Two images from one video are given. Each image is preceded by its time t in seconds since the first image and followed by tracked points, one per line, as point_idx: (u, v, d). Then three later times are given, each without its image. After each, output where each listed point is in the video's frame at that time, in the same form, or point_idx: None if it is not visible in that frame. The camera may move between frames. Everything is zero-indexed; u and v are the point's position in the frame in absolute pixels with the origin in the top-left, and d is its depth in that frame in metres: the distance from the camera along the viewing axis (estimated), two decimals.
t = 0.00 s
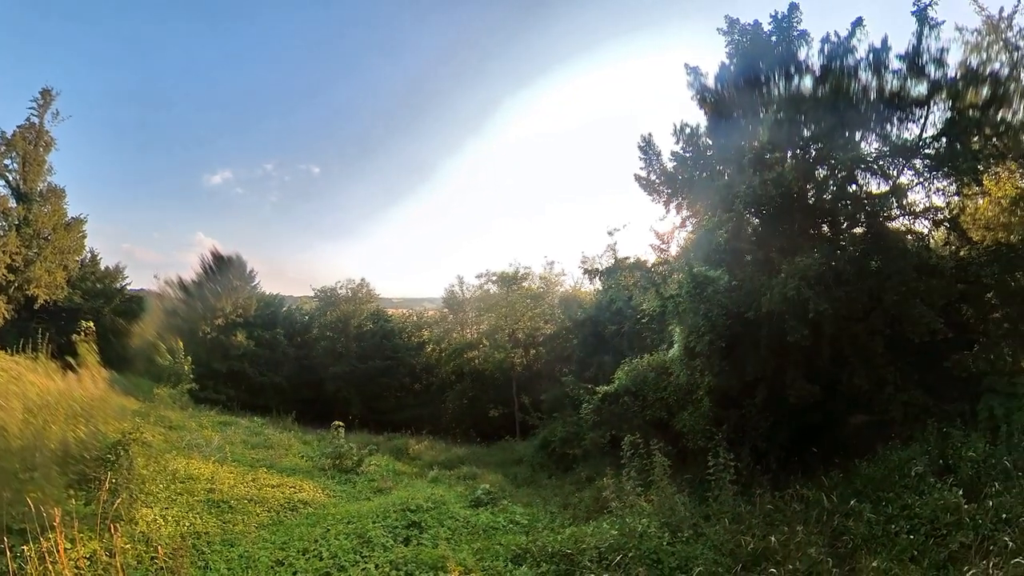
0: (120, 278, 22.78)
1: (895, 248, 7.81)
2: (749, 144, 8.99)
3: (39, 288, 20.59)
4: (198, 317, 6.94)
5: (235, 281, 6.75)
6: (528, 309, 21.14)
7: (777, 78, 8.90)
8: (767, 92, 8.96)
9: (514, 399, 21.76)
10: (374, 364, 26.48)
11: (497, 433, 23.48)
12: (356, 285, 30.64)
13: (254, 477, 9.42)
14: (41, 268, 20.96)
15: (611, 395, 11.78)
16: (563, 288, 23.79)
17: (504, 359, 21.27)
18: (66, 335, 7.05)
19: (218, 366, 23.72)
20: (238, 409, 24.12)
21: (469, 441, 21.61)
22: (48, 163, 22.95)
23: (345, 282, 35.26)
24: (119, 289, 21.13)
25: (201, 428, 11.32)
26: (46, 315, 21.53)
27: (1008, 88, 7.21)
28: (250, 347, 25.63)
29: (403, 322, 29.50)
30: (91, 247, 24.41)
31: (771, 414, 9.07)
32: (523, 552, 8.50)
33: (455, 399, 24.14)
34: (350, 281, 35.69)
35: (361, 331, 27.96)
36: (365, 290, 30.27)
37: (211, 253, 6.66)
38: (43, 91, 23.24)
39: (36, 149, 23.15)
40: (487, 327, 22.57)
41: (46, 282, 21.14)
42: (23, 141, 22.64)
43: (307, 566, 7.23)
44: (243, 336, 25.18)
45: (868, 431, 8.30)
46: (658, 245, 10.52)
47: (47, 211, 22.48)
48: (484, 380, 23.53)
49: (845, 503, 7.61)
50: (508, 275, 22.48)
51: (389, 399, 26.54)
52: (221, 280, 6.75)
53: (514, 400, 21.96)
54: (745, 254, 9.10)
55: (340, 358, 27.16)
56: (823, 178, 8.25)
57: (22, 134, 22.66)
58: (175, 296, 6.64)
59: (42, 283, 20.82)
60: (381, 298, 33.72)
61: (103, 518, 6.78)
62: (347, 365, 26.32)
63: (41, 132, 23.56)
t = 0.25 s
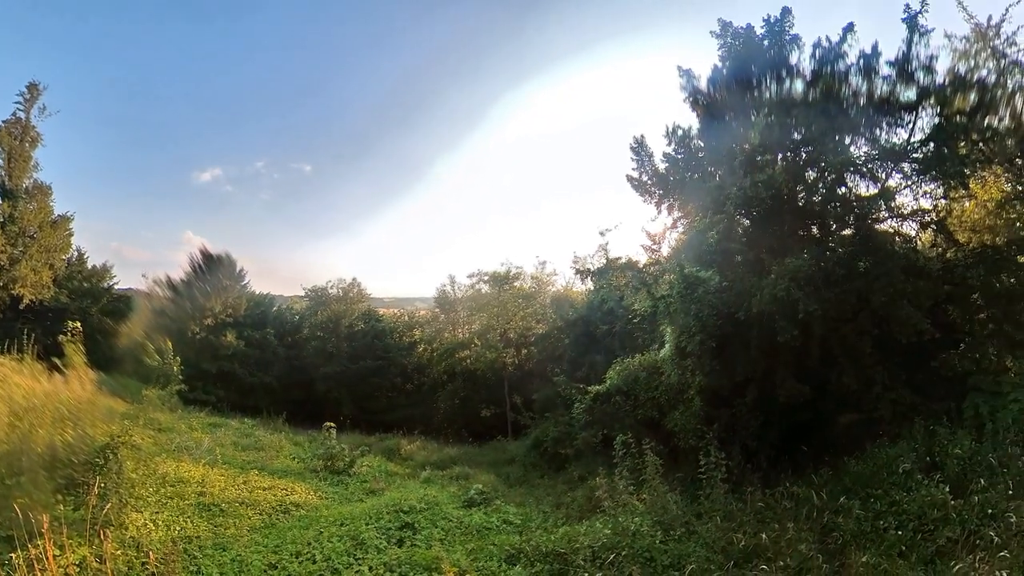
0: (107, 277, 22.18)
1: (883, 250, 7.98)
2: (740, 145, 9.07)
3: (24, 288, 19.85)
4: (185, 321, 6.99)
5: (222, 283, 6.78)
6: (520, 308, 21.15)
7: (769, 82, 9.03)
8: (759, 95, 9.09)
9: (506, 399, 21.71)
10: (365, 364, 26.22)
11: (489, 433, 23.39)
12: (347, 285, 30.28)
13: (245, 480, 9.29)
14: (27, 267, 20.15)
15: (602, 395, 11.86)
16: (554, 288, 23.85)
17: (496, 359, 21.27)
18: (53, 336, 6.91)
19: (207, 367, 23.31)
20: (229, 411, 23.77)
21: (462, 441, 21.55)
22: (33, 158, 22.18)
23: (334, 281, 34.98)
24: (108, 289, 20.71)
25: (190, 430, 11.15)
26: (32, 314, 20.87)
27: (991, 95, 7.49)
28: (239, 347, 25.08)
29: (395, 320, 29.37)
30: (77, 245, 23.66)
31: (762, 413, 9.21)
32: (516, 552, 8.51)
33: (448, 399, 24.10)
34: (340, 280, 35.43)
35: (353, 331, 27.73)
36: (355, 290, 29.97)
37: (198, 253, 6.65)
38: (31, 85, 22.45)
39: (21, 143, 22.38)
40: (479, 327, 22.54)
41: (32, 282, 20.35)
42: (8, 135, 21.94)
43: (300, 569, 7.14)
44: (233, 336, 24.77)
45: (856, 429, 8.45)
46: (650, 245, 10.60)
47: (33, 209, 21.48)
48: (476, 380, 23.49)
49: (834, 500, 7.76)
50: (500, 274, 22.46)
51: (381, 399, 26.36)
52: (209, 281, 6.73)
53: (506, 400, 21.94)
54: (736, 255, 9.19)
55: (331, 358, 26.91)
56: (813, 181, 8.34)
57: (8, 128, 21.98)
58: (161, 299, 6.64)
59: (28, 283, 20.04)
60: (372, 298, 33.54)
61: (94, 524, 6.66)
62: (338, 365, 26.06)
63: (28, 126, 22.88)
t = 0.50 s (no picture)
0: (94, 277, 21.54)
1: (871, 251, 8.12)
2: (731, 147, 9.20)
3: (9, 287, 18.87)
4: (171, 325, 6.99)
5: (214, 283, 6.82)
6: (511, 308, 21.13)
7: (761, 84, 9.17)
8: (751, 98, 9.22)
9: (498, 399, 21.65)
10: (356, 364, 25.89)
11: (481, 433, 23.28)
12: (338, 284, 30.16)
13: (236, 482, 9.16)
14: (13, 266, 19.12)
15: (594, 395, 11.94)
16: (546, 288, 23.89)
17: (488, 359, 21.24)
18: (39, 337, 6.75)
19: (196, 367, 22.98)
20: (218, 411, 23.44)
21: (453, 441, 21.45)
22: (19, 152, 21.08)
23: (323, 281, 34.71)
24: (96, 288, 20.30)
25: (178, 432, 10.96)
26: (16, 314, 20.29)
27: (978, 102, 7.92)
28: (229, 348, 24.60)
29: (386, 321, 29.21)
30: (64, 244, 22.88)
31: (752, 411, 9.35)
32: (511, 552, 8.51)
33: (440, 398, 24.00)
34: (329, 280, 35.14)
35: (343, 330, 27.44)
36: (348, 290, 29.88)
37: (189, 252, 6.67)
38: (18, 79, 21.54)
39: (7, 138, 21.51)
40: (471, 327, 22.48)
41: (16, 281, 19.31)
42: None
43: (292, 572, 7.00)
44: (224, 336, 24.41)
45: (845, 428, 8.56)
46: (641, 245, 10.68)
47: (17, 205, 19.98)
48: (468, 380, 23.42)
49: (824, 497, 7.90)
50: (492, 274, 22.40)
51: (373, 398, 26.06)
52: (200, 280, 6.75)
53: (498, 400, 21.88)
54: (727, 255, 9.25)
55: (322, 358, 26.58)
56: (803, 182, 8.45)
57: None
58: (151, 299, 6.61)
59: (14, 283, 19.07)
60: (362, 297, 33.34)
61: (83, 529, 6.47)
62: (329, 365, 25.73)
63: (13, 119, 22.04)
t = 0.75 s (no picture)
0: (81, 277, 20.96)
1: (860, 251, 8.21)
2: (723, 148, 9.32)
3: None
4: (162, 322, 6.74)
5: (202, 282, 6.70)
6: (502, 308, 21.02)
7: (753, 87, 9.30)
8: (743, 100, 9.34)
9: (490, 398, 21.55)
10: (348, 364, 25.67)
11: (473, 433, 22.99)
12: (330, 283, 29.56)
13: (226, 485, 9.01)
14: None
15: (587, 394, 12.01)
16: (538, 287, 23.82)
17: (480, 359, 21.12)
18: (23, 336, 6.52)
19: (184, 368, 22.62)
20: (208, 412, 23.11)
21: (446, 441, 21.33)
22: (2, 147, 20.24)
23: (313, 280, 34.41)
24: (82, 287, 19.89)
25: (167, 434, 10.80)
26: None
27: (965, 107, 8.24)
28: (218, 349, 24.24)
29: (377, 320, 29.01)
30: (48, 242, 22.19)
31: (744, 409, 9.47)
32: (504, 552, 8.49)
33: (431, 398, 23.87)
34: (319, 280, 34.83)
35: (334, 331, 27.14)
36: (338, 289, 29.34)
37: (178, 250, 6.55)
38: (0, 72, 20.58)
39: None
40: (462, 326, 22.31)
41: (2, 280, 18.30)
42: None
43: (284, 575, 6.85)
44: (213, 336, 24.02)
45: (835, 425, 8.68)
46: (633, 245, 10.75)
47: None
48: (459, 380, 23.45)
49: (816, 493, 8.04)
50: (483, 274, 22.25)
51: (363, 399, 25.86)
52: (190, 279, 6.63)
53: (490, 399, 21.78)
54: (718, 255, 9.33)
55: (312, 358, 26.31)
56: (793, 184, 8.51)
57: None
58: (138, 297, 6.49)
59: None
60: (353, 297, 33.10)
61: (68, 534, 6.32)
62: (321, 366, 25.46)
63: None
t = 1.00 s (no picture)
0: (67, 277, 20.38)
1: (849, 253, 8.42)
2: (714, 149, 9.42)
3: None
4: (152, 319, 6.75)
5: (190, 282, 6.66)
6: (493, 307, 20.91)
7: (745, 89, 9.43)
8: (734, 102, 9.48)
9: (481, 398, 21.40)
10: (338, 364, 25.36)
11: (465, 432, 23.15)
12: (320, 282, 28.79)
13: (216, 487, 8.88)
14: None
15: (578, 393, 12.09)
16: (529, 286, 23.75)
17: (471, 359, 20.95)
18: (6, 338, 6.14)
19: (173, 368, 22.25)
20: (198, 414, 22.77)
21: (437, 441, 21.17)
22: None
23: (301, 279, 34.07)
24: (69, 287, 19.47)
25: (154, 436, 10.62)
26: None
27: (952, 110, 8.43)
28: (206, 349, 23.78)
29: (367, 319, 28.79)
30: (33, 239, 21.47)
31: (734, 408, 9.60)
32: (498, 551, 8.47)
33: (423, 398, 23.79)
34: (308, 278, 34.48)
35: (325, 330, 26.79)
36: (330, 289, 28.72)
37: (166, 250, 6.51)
38: None
39: None
40: (454, 326, 22.08)
41: None
42: None
43: None
44: (201, 336, 23.52)
45: (824, 423, 8.85)
46: (624, 245, 10.81)
47: None
48: (452, 379, 23.67)
49: (805, 490, 8.19)
50: (475, 273, 22.07)
51: (354, 399, 25.64)
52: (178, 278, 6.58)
53: (481, 399, 21.65)
54: (709, 255, 9.44)
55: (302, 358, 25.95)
56: (783, 186, 8.69)
57: None
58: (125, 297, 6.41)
59: None
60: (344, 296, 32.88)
61: (56, 540, 6.14)
62: (312, 366, 24.99)
63: None
